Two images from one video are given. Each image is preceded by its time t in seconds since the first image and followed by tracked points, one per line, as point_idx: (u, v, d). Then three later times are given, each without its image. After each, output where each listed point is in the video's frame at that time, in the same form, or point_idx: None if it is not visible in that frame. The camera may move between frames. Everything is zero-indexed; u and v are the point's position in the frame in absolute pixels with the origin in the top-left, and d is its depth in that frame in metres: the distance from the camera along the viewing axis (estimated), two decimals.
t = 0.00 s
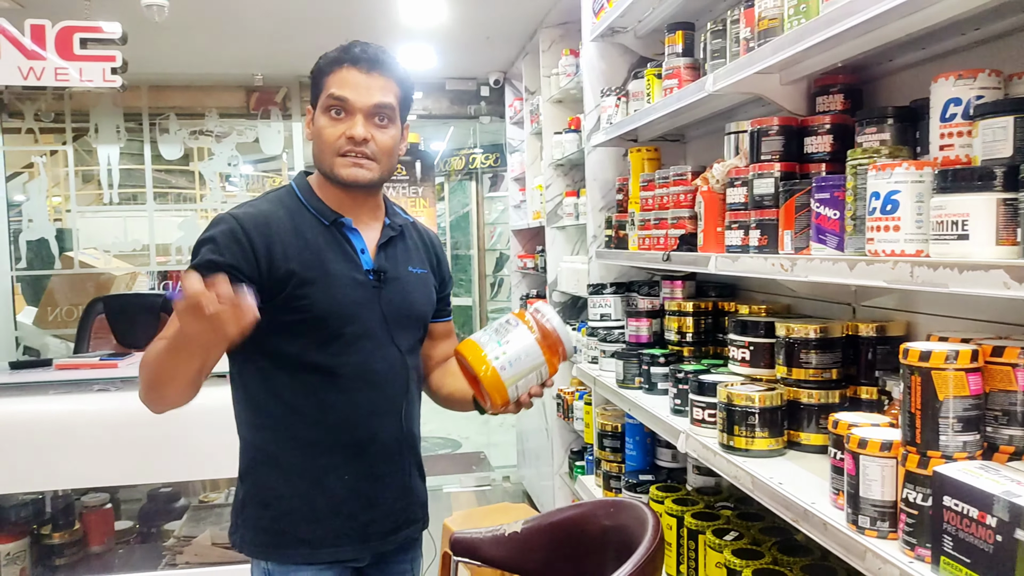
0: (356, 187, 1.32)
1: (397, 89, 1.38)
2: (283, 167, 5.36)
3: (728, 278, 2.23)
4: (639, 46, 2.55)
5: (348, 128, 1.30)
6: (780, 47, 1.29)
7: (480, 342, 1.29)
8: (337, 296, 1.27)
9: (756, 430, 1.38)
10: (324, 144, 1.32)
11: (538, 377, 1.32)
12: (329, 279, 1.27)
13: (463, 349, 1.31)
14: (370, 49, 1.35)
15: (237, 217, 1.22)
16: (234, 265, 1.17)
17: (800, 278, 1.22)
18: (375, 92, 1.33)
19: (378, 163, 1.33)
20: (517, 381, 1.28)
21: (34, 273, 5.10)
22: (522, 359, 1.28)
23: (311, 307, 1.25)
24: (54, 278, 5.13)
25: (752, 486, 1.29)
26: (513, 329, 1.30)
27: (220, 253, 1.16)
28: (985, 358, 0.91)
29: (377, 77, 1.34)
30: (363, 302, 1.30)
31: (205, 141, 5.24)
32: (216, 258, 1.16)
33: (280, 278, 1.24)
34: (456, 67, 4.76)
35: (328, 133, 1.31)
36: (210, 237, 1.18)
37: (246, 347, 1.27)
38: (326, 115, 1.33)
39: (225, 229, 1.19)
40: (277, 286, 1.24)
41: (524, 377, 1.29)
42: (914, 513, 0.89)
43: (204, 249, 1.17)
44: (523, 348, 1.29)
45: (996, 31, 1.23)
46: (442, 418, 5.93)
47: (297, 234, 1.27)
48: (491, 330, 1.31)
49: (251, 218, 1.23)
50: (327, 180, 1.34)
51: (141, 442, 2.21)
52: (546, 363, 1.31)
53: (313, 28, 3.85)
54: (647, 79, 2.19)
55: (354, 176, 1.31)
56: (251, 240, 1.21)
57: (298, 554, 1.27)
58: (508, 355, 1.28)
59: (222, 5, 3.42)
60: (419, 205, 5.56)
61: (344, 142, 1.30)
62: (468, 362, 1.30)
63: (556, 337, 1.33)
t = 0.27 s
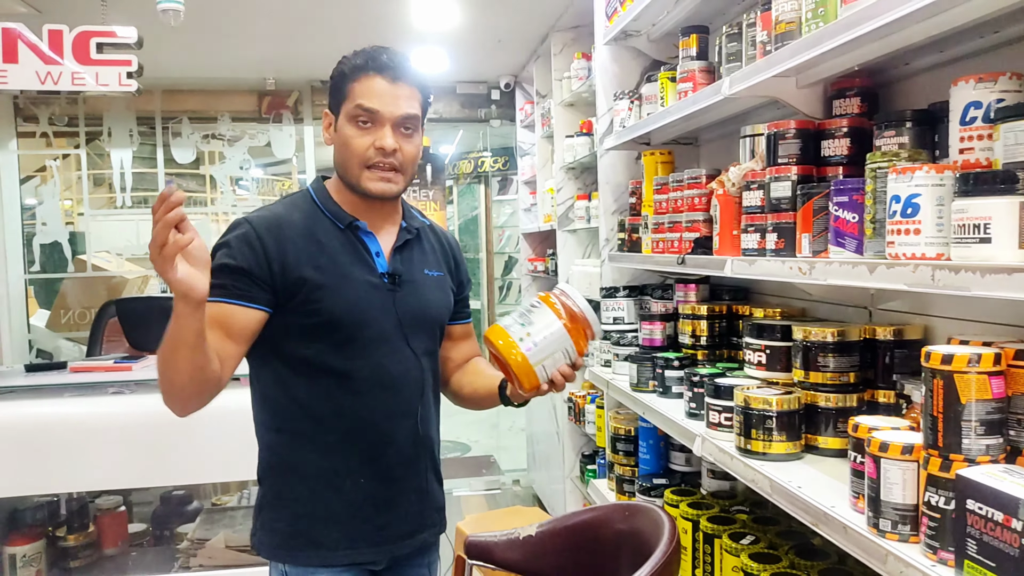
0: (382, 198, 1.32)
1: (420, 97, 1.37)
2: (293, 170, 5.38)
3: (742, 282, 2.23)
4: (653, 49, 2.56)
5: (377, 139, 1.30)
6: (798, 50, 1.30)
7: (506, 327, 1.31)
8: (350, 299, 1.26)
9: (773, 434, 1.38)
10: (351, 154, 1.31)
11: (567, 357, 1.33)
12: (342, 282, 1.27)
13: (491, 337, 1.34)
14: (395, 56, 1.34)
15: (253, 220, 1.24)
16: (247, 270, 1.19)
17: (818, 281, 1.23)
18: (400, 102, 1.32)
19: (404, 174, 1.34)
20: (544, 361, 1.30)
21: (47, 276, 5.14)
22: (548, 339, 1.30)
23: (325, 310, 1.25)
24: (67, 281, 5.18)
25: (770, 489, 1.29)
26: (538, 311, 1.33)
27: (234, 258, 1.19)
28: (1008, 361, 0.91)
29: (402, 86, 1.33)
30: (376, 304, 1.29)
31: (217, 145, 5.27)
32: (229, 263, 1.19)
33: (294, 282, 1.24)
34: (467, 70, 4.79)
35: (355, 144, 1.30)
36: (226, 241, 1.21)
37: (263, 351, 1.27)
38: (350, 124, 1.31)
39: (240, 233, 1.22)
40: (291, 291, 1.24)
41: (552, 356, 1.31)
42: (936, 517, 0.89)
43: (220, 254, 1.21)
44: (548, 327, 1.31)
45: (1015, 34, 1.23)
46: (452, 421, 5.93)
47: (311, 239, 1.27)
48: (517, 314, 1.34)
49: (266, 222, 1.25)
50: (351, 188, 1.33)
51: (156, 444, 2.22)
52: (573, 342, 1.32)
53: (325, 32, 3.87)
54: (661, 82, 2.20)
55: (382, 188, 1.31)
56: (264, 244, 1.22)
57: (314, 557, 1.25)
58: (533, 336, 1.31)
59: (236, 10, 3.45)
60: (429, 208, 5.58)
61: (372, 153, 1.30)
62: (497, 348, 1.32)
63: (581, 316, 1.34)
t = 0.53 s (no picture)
0: (376, 200, 1.30)
1: (415, 98, 1.34)
2: (292, 173, 5.38)
3: (745, 287, 2.24)
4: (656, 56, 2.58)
5: (366, 141, 1.27)
6: (807, 57, 1.31)
7: (525, 348, 1.33)
8: (355, 302, 1.26)
9: (780, 438, 1.39)
10: (344, 158, 1.29)
11: (581, 385, 1.35)
12: (348, 285, 1.27)
13: (508, 354, 1.35)
14: (386, 58, 1.31)
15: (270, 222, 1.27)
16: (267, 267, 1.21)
17: (827, 286, 1.23)
18: (392, 103, 1.29)
19: (397, 175, 1.30)
20: (559, 388, 1.32)
21: (46, 278, 5.13)
22: (566, 367, 1.32)
23: (330, 312, 1.24)
24: (66, 283, 5.17)
25: (778, 494, 1.30)
26: (558, 336, 1.34)
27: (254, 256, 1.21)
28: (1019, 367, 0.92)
29: (394, 88, 1.31)
30: (382, 307, 1.29)
31: (218, 147, 5.27)
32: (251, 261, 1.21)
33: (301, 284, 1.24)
34: (469, 75, 4.80)
35: (347, 147, 1.29)
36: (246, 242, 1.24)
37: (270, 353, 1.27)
38: (344, 128, 1.30)
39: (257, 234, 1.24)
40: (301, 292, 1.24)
41: (566, 384, 1.33)
42: (947, 521, 0.90)
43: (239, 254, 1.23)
44: (568, 354, 1.32)
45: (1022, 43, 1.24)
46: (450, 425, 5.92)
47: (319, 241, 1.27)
48: (537, 336, 1.35)
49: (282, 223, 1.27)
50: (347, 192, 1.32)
51: (158, 446, 2.21)
52: (589, 371, 1.35)
53: (328, 36, 3.88)
54: (665, 88, 2.21)
55: (372, 190, 1.28)
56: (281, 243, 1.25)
57: (320, 560, 1.25)
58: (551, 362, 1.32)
59: (240, 13, 3.46)
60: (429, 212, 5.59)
61: (363, 156, 1.27)
62: (513, 368, 1.34)
63: (601, 347, 1.36)
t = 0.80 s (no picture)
0: (385, 193, 1.30)
1: (426, 94, 1.36)
2: (288, 171, 5.36)
3: (746, 285, 2.25)
4: (658, 55, 2.59)
5: (377, 134, 1.28)
6: (815, 57, 1.32)
7: (528, 344, 1.34)
8: (373, 295, 1.27)
9: (786, 434, 1.40)
10: (354, 151, 1.30)
11: (584, 379, 1.36)
12: (366, 277, 1.27)
13: (511, 350, 1.36)
14: (399, 54, 1.33)
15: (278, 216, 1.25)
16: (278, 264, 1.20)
17: (834, 283, 1.25)
18: (404, 98, 1.31)
19: (407, 169, 1.31)
20: (563, 382, 1.33)
21: (42, 274, 5.10)
22: (569, 361, 1.33)
23: (349, 304, 1.25)
24: (62, 279, 5.15)
25: (784, 489, 1.31)
26: (561, 330, 1.35)
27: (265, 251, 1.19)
28: None
29: (406, 83, 1.33)
30: (399, 301, 1.30)
31: (216, 144, 5.26)
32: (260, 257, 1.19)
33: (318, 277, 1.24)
34: (468, 73, 4.81)
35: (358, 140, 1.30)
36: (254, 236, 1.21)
37: (281, 348, 1.27)
38: (356, 121, 1.31)
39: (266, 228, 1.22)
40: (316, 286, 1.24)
41: (570, 378, 1.34)
42: (956, 514, 0.92)
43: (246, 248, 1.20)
44: (571, 349, 1.33)
45: None
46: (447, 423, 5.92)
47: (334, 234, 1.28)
48: (540, 330, 1.36)
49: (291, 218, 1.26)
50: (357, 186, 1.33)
51: (159, 442, 2.21)
52: (592, 364, 1.35)
53: (329, 33, 3.88)
54: (669, 87, 2.21)
55: (382, 183, 1.29)
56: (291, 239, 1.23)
57: (337, 553, 1.26)
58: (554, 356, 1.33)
59: (241, 10, 3.46)
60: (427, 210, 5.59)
61: (373, 149, 1.28)
62: (517, 363, 1.35)
63: (603, 341, 1.37)
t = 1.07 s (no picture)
0: (399, 191, 1.33)
1: (441, 94, 1.37)
2: (284, 169, 5.33)
3: (747, 287, 2.26)
4: (659, 57, 2.60)
5: (393, 133, 1.30)
6: (821, 60, 1.33)
7: (536, 345, 1.35)
8: (381, 291, 1.27)
9: (788, 435, 1.41)
10: (368, 149, 1.32)
11: (589, 383, 1.36)
12: (373, 274, 1.27)
13: (519, 351, 1.37)
14: (415, 54, 1.34)
15: (284, 213, 1.25)
16: (285, 261, 1.20)
17: (839, 285, 1.26)
18: (419, 97, 1.32)
19: (421, 168, 1.33)
20: (568, 384, 1.33)
21: (37, 271, 5.07)
22: (575, 364, 1.33)
23: (356, 301, 1.25)
24: (58, 276, 5.12)
25: (787, 489, 1.32)
26: (569, 333, 1.36)
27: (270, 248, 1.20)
28: None
29: (422, 83, 1.33)
30: (405, 299, 1.30)
31: (214, 142, 5.24)
32: (266, 253, 1.19)
33: (326, 273, 1.24)
34: (468, 74, 4.82)
35: (373, 138, 1.31)
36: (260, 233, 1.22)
37: (287, 344, 1.27)
38: (371, 120, 1.32)
39: (272, 225, 1.22)
40: (323, 282, 1.25)
41: (576, 380, 1.34)
42: (961, 514, 0.93)
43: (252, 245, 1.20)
44: (578, 351, 1.34)
45: None
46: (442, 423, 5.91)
47: (342, 231, 1.28)
48: (547, 333, 1.37)
49: (298, 215, 1.26)
50: (369, 183, 1.34)
51: (157, 440, 2.20)
52: (598, 369, 1.36)
53: (330, 32, 3.88)
54: (671, 89, 2.21)
55: (396, 181, 1.31)
56: (297, 235, 1.23)
57: (340, 550, 1.26)
58: (561, 358, 1.34)
59: (243, 7, 3.45)
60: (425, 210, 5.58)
61: (389, 148, 1.30)
62: (524, 364, 1.35)
63: (611, 346, 1.37)
